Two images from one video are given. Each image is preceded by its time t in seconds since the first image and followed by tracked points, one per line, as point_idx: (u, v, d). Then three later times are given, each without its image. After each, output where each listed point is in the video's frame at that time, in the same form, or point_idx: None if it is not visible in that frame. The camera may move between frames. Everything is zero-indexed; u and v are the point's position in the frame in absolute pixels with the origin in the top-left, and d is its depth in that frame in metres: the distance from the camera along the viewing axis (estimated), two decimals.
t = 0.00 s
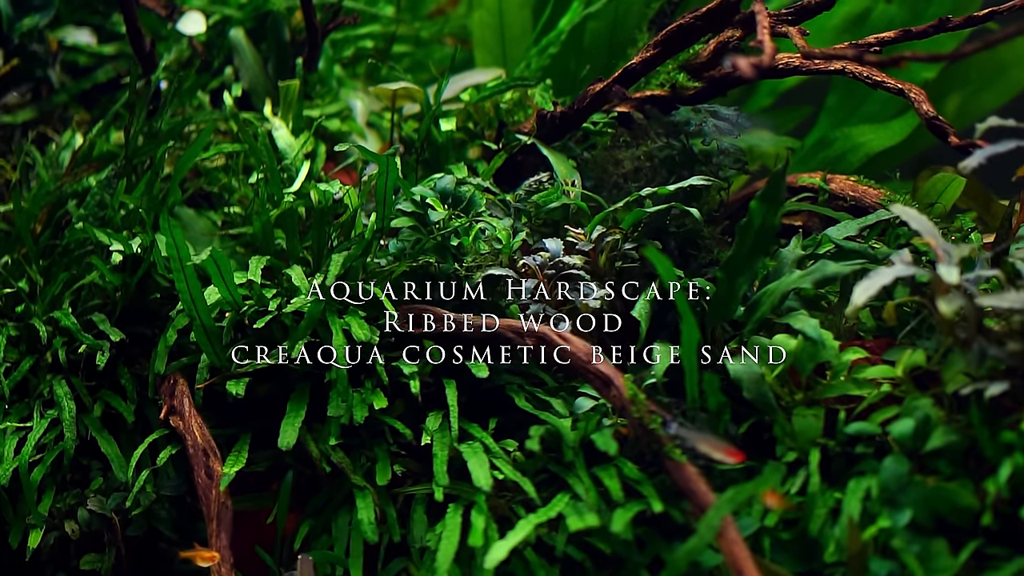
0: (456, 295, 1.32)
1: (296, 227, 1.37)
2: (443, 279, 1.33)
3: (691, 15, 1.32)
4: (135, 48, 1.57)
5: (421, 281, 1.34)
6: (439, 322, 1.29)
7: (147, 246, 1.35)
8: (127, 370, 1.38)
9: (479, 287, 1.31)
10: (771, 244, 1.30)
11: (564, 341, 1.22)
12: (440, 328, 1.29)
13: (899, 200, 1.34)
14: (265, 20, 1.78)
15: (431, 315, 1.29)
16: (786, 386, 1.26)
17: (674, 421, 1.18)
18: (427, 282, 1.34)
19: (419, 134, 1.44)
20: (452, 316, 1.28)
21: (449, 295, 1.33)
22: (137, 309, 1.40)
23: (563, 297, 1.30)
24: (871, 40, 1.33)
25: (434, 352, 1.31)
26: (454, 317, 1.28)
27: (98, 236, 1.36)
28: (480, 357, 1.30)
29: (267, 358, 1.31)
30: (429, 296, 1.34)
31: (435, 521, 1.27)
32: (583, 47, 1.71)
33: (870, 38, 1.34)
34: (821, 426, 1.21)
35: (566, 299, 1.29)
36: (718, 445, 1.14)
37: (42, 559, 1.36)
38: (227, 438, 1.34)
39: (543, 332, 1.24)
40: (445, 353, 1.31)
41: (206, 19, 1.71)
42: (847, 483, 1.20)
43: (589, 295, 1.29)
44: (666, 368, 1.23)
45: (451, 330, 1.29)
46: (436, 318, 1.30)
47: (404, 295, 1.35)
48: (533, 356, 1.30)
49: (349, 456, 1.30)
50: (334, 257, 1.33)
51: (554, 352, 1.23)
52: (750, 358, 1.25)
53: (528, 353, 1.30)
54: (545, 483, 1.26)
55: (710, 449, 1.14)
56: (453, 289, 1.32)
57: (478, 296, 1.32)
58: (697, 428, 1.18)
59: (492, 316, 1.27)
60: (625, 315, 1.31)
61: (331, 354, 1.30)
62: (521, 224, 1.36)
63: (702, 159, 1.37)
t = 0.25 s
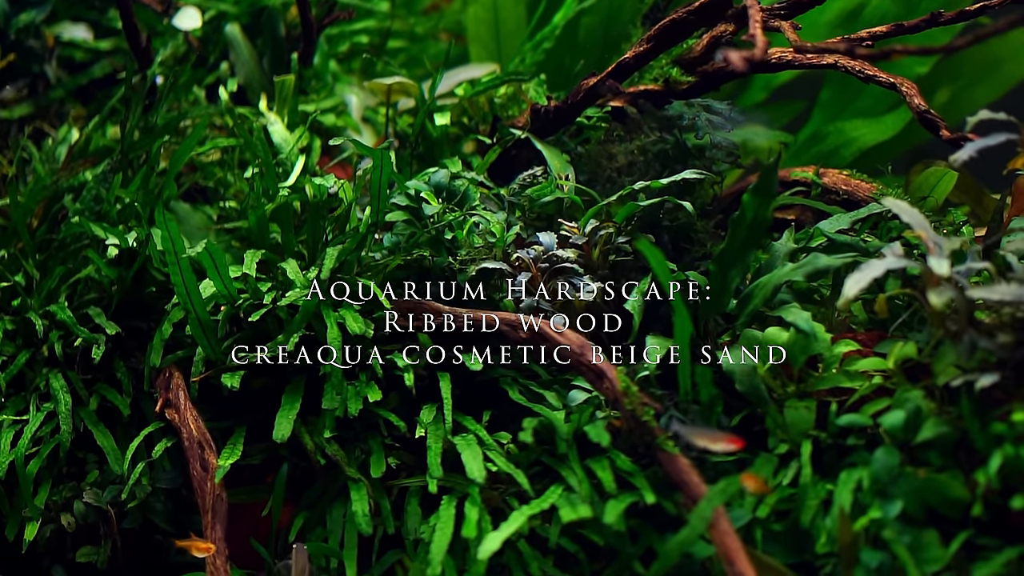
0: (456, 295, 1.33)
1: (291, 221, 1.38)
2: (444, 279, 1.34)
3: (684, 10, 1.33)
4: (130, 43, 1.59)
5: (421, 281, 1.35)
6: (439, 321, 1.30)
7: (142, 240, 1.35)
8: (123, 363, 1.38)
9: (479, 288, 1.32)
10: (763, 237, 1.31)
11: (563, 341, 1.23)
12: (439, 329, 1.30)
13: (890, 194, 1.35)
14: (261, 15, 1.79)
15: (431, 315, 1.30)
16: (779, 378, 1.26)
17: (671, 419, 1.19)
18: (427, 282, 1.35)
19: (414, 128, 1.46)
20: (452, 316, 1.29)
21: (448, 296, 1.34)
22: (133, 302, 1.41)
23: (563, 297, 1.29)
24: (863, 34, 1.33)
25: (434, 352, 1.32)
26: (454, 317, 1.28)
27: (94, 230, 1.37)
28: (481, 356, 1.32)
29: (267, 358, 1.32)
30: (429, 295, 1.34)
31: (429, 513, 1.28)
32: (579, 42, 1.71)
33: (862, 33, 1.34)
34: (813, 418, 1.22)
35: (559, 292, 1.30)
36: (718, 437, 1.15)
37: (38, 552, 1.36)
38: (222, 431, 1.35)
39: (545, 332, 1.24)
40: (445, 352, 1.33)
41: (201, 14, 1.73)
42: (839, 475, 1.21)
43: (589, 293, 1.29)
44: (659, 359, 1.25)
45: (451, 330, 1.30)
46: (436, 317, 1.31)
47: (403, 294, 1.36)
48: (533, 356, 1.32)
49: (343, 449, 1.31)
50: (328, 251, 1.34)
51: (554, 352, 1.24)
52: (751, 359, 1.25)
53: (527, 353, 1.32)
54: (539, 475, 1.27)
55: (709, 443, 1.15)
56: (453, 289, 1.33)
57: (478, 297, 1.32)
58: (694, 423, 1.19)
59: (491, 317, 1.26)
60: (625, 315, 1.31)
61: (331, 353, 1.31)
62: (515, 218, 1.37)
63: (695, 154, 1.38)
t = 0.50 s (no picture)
0: (456, 295, 1.34)
1: (286, 216, 1.39)
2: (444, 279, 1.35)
3: (677, 4, 1.33)
4: (126, 39, 1.63)
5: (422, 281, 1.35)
6: (440, 321, 1.31)
7: (138, 234, 1.36)
8: (119, 357, 1.39)
9: (479, 288, 1.33)
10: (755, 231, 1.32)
11: (563, 340, 1.23)
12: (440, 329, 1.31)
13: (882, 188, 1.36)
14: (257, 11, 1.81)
15: (431, 315, 1.31)
16: (770, 371, 1.27)
17: (672, 418, 1.20)
18: (424, 279, 1.36)
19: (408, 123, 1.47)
20: (453, 315, 1.30)
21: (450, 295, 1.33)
22: (128, 296, 1.41)
23: (563, 297, 1.30)
24: (856, 28, 1.33)
25: (434, 352, 1.33)
26: (454, 317, 1.30)
27: (90, 224, 1.38)
28: (481, 357, 1.33)
29: (267, 357, 1.32)
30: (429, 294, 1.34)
31: (423, 505, 1.29)
32: (572, 37, 1.72)
33: (854, 27, 1.34)
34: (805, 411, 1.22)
35: (553, 285, 1.30)
36: (722, 429, 1.15)
37: (34, 544, 1.37)
38: (218, 424, 1.36)
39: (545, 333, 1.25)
40: (445, 352, 1.34)
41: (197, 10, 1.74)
42: (830, 467, 1.21)
43: (588, 295, 1.31)
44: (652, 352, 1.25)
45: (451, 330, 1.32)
46: (436, 317, 1.31)
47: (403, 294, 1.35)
48: (533, 356, 1.33)
49: (338, 441, 1.31)
50: (323, 244, 1.34)
51: (555, 351, 1.25)
52: (751, 359, 1.26)
53: (527, 353, 1.33)
54: (533, 468, 1.28)
55: (715, 436, 1.14)
56: (453, 290, 1.34)
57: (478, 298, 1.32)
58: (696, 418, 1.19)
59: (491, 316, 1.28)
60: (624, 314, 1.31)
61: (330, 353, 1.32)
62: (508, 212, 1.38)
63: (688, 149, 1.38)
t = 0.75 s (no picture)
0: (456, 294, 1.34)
1: (281, 210, 1.40)
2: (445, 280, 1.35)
3: None
4: (123, 34, 1.64)
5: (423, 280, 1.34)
6: (439, 321, 1.32)
7: (133, 227, 1.36)
8: (114, 350, 1.40)
9: (480, 288, 1.32)
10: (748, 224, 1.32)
11: (565, 340, 1.23)
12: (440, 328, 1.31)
13: (874, 182, 1.37)
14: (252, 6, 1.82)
15: (430, 315, 1.31)
16: (763, 363, 1.27)
17: (677, 413, 1.21)
18: (417, 272, 1.36)
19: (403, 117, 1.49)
20: (452, 315, 1.30)
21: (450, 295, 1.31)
22: (124, 290, 1.42)
23: (563, 297, 1.31)
24: (848, 24, 1.33)
25: (434, 352, 1.33)
26: (454, 316, 1.30)
27: (85, 218, 1.38)
28: (481, 357, 1.33)
29: (266, 357, 1.34)
30: (430, 293, 1.32)
31: (417, 497, 1.29)
32: (566, 32, 1.71)
33: (847, 22, 1.34)
34: (797, 403, 1.23)
35: (546, 279, 1.31)
36: (727, 421, 1.16)
37: (30, 537, 1.38)
38: (212, 417, 1.36)
39: (545, 332, 1.24)
40: (445, 352, 1.33)
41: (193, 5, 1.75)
42: (821, 458, 1.22)
43: (588, 295, 1.32)
44: (645, 346, 1.26)
45: (450, 329, 1.32)
46: (436, 317, 1.32)
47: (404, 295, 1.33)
48: (533, 355, 1.32)
49: (332, 434, 1.32)
50: (318, 239, 1.35)
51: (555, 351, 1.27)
52: (751, 359, 1.25)
53: (527, 353, 1.32)
54: (526, 460, 1.28)
55: (720, 428, 1.16)
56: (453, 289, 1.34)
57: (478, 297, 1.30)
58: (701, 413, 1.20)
59: (491, 316, 1.28)
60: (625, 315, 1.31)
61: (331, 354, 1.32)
62: (502, 206, 1.39)
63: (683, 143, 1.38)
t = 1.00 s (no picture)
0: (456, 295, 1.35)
1: (276, 205, 1.40)
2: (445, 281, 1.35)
3: None
4: (119, 29, 1.65)
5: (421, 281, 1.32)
6: (439, 321, 1.33)
7: (129, 222, 1.37)
8: (110, 344, 1.40)
9: (479, 288, 1.31)
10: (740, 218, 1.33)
11: (563, 340, 1.25)
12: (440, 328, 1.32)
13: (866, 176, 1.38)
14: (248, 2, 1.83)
15: (431, 314, 1.32)
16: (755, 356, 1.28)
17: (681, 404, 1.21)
18: (412, 266, 1.37)
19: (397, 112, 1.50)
20: (452, 315, 1.32)
21: (447, 294, 1.30)
22: (120, 285, 1.42)
23: (563, 297, 1.33)
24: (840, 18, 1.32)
25: (434, 353, 1.34)
26: (454, 316, 1.31)
27: (81, 213, 1.39)
28: (481, 357, 1.33)
29: (266, 357, 1.34)
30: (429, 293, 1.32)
31: (411, 491, 1.30)
32: (561, 29, 1.71)
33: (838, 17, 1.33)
34: (789, 396, 1.23)
35: (540, 273, 1.32)
36: (731, 413, 1.18)
37: (26, 530, 1.38)
38: (208, 411, 1.37)
39: (545, 331, 1.26)
40: (445, 353, 1.34)
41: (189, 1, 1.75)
42: (813, 451, 1.23)
43: (587, 295, 1.34)
44: (637, 339, 1.27)
45: (450, 330, 1.33)
46: (436, 317, 1.33)
47: (403, 294, 1.33)
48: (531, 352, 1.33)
49: (327, 427, 1.32)
50: (313, 233, 1.35)
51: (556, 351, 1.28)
52: (751, 359, 1.26)
53: (528, 353, 1.33)
54: (519, 454, 1.29)
55: (725, 420, 1.17)
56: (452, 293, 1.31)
57: (477, 297, 1.29)
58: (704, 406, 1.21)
59: (491, 317, 1.30)
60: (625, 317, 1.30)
61: (331, 353, 1.32)
62: (496, 200, 1.39)
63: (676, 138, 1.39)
